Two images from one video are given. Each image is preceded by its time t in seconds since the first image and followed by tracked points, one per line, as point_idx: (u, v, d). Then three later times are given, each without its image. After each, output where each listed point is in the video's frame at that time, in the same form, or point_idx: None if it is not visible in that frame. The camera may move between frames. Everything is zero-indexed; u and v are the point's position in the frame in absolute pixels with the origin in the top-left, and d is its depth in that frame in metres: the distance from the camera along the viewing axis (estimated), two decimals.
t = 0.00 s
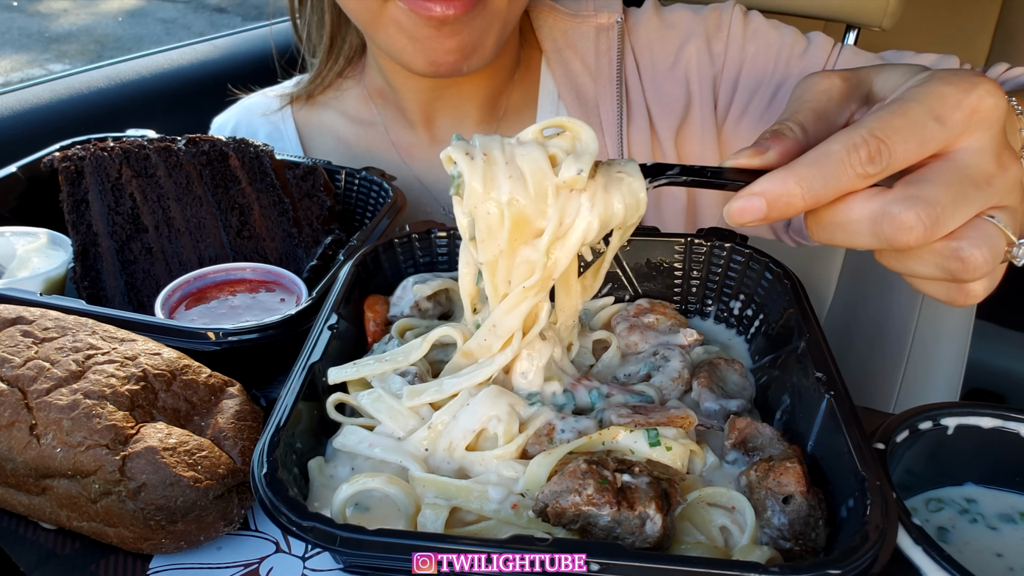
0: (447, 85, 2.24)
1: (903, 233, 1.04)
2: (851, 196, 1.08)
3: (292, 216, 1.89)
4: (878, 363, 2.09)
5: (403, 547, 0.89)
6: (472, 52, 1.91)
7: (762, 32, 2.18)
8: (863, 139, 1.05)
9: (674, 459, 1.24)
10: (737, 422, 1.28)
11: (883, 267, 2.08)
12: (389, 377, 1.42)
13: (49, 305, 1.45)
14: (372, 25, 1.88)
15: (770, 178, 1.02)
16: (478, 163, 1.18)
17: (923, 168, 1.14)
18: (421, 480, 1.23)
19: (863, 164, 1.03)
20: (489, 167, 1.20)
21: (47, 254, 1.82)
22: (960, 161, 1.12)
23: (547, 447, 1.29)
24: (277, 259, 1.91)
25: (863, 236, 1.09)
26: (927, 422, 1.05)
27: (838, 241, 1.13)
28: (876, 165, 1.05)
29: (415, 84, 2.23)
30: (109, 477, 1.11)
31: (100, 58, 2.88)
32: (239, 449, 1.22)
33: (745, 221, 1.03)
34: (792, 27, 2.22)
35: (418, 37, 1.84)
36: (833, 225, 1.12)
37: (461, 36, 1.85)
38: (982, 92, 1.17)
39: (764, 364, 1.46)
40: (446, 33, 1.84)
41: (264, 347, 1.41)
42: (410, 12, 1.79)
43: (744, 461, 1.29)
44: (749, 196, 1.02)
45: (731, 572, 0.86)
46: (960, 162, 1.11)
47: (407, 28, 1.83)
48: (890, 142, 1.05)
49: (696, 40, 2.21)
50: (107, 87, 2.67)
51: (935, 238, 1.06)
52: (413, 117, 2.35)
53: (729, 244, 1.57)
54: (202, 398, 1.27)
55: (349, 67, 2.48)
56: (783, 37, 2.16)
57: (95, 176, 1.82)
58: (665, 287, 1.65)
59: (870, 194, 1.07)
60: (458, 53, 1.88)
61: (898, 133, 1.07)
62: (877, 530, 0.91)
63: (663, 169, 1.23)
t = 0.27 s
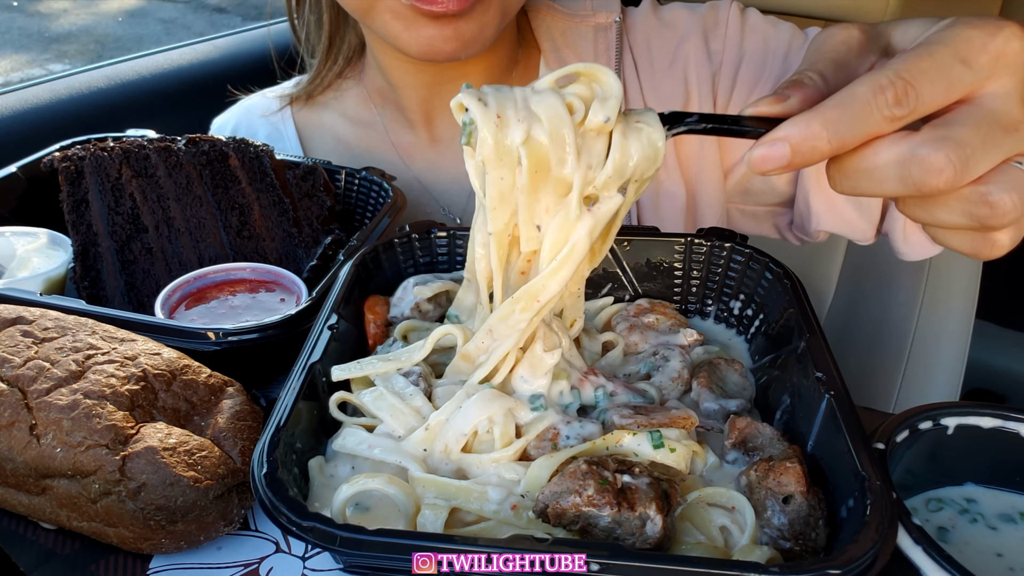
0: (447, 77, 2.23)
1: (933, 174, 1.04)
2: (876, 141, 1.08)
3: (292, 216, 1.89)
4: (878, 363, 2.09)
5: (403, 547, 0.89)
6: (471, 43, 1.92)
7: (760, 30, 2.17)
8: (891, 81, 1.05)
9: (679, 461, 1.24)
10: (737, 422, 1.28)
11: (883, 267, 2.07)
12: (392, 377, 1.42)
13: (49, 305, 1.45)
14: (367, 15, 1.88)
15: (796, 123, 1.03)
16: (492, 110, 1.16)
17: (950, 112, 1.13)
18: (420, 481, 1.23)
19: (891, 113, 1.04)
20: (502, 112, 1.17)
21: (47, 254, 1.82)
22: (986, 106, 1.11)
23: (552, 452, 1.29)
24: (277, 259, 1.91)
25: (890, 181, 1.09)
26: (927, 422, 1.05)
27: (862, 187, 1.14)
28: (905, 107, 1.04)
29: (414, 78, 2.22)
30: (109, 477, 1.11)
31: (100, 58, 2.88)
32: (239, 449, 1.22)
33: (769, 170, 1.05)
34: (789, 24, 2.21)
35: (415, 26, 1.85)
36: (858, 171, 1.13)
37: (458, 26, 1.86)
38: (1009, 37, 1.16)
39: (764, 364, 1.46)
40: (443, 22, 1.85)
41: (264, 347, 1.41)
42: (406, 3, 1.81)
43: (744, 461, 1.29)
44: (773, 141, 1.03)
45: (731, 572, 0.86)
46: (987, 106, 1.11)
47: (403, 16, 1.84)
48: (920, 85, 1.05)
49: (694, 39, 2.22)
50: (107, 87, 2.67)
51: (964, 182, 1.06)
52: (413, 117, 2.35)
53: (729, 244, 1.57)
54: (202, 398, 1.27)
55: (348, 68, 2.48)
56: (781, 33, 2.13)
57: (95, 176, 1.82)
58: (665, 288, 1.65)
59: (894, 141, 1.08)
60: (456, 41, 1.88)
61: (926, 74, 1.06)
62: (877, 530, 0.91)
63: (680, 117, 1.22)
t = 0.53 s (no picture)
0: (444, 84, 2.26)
1: (955, 119, 1.01)
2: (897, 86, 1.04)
3: (292, 216, 1.89)
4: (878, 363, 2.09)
5: (403, 547, 0.89)
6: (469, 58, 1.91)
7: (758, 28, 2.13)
8: (911, 26, 1.00)
9: (680, 461, 1.24)
10: (737, 422, 1.28)
11: (884, 267, 2.06)
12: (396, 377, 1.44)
13: (49, 305, 1.45)
14: (369, 26, 1.87)
15: (812, 66, 1.00)
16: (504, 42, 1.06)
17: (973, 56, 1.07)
18: (421, 481, 1.23)
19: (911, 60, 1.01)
20: (516, 44, 1.07)
21: (47, 254, 1.82)
22: (1009, 53, 1.04)
23: (552, 451, 1.29)
24: (277, 259, 1.91)
25: (911, 129, 1.05)
26: (928, 422, 1.05)
27: (882, 137, 1.09)
28: (926, 54, 1.01)
29: (410, 84, 2.24)
30: (109, 477, 1.11)
31: (99, 57, 2.88)
32: (239, 449, 1.22)
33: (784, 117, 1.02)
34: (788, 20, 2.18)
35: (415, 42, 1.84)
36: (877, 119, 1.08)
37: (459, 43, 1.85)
38: None
39: (764, 364, 1.46)
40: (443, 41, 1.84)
41: (264, 347, 1.41)
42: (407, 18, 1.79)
43: (744, 461, 1.29)
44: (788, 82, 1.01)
45: (731, 572, 0.86)
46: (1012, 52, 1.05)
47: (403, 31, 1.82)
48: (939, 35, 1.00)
49: (693, 38, 2.19)
50: (107, 87, 2.67)
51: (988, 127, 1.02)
52: (412, 119, 2.35)
53: (729, 244, 1.57)
54: (202, 398, 1.27)
55: (347, 68, 2.48)
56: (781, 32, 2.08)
57: (95, 176, 1.82)
58: (665, 288, 1.65)
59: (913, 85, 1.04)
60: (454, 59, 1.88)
61: (949, 19, 1.01)
62: (877, 530, 0.91)
63: (698, 58, 1.13)
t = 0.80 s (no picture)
0: (443, 83, 2.24)
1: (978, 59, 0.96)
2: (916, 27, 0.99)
3: (292, 216, 1.89)
4: (879, 363, 2.09)
5: (403, 547, 0.89)
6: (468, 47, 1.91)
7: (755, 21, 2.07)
8: None
9: (679, 461, 1.24)
10: (737, 423, 1.28)
11: (884, 267, 2.06)
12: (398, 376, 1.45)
13: (49, 305, 1.45)
14: (365, 19, 1.88)
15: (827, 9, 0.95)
16: None
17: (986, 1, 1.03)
18: (421, 480, 1.23)
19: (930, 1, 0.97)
20: None
21: (47, 254, 1.82)
22: None
23: (551, 448, 1.29)
24: (277, 259, 1.91)
25: (932, 72, 0.99)
26: (927, 422, 1.05)
27: (903, 83, 1.03)
28: None
29: (411, 82, 2.22)
30: (109, 477, 1.11)
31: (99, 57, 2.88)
32: (239, 449, 1.22)
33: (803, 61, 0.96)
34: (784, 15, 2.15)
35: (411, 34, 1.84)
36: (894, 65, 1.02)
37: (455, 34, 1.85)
38: None
39: (764, 363, 1.46)
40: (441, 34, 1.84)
41: (264, 347, 1.41)
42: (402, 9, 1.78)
43: (744, 461, 1.29)
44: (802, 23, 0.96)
45: (731, 572, 0.86)
46: None
47: (399, 22, 1.82)
48: None
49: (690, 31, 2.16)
50: (107, 87, 2.67)
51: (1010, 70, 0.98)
52: (412, 119, 2.35)
53: (729, 244, 1.57)
54: (202, 398, 1.27)
55: (347, 69, 2.48)
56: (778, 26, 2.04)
57: (94, 176, 1.82)
58: (665, 288, 1.65)
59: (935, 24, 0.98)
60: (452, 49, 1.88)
61: None
62: (877, 530, 0.91)
63: None
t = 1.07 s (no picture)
0: (443, 82, 2.23)
1: None
2: None
3: (292, 216, 1.89)
4: (879, 363, 2.08)
5: (403, 547, 0.89)
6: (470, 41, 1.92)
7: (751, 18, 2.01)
8: None
9: (676, 460, 1.24)
10: (737, 423, 1.27)
11: (884, 267, 2.06)
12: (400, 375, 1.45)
13: (49, 305, 1.45)
14: (368, 18, 1.87)
15: None
16: None
17: None
18: (421, 480, 1.23)
19: None
20: None
21: (47, 254, 1.82)
22: None
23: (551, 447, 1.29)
24: (277, 259, 1.91)
25: (977, 24, 0.95)
26: (928, 422, 1.05)
27: (944, 36, 0.99)
28: None
29: (411, 81, 2.21)
30: (109, 477, 1.11)
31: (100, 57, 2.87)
32: (239, 449, 1.22)
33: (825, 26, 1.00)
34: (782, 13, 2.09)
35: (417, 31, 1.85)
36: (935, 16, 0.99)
37: (458, 28, 1.87)
38: None
39: (764, 363, 1.46)
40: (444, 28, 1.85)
41: (264, 347, 1.41)
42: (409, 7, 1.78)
43: (744, 461, 1.29)
44: None
45: (732, 572, 0.86)
46: None
47: (404, 19, 1.82)
48: None
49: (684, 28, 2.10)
50: (107, 87, 2.67)
51: None
52: (411, 119, 2.34)
53: (729, 244, 1.57)
54: (202, 398, 1.27)
55: (346, 69, 2.48)
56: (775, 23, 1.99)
57: (94, 175, 1.82)
58: (665, 288, 1.65)
59: None
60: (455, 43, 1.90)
61: None
62: (877, 530, 0.91)
63: None
